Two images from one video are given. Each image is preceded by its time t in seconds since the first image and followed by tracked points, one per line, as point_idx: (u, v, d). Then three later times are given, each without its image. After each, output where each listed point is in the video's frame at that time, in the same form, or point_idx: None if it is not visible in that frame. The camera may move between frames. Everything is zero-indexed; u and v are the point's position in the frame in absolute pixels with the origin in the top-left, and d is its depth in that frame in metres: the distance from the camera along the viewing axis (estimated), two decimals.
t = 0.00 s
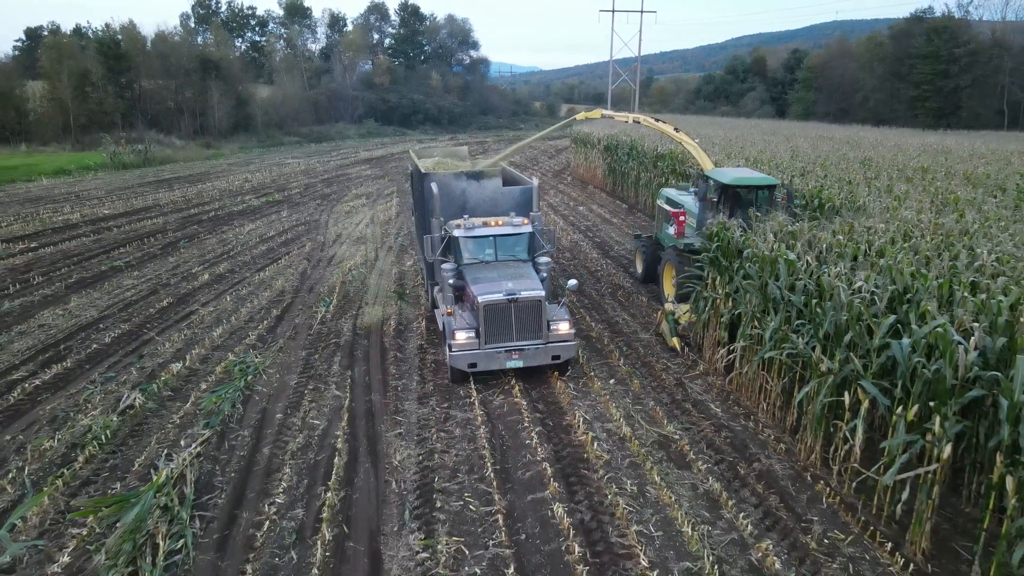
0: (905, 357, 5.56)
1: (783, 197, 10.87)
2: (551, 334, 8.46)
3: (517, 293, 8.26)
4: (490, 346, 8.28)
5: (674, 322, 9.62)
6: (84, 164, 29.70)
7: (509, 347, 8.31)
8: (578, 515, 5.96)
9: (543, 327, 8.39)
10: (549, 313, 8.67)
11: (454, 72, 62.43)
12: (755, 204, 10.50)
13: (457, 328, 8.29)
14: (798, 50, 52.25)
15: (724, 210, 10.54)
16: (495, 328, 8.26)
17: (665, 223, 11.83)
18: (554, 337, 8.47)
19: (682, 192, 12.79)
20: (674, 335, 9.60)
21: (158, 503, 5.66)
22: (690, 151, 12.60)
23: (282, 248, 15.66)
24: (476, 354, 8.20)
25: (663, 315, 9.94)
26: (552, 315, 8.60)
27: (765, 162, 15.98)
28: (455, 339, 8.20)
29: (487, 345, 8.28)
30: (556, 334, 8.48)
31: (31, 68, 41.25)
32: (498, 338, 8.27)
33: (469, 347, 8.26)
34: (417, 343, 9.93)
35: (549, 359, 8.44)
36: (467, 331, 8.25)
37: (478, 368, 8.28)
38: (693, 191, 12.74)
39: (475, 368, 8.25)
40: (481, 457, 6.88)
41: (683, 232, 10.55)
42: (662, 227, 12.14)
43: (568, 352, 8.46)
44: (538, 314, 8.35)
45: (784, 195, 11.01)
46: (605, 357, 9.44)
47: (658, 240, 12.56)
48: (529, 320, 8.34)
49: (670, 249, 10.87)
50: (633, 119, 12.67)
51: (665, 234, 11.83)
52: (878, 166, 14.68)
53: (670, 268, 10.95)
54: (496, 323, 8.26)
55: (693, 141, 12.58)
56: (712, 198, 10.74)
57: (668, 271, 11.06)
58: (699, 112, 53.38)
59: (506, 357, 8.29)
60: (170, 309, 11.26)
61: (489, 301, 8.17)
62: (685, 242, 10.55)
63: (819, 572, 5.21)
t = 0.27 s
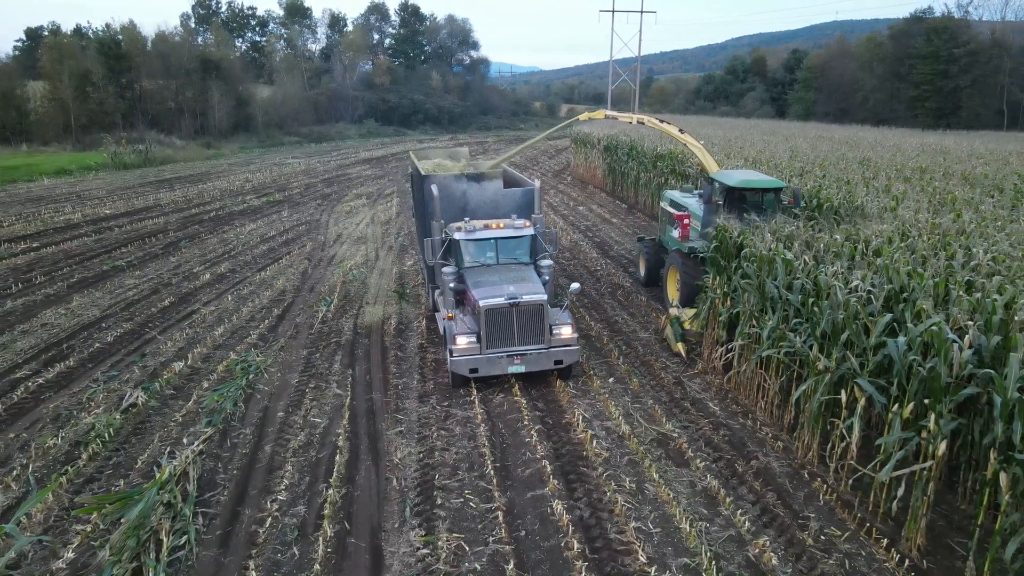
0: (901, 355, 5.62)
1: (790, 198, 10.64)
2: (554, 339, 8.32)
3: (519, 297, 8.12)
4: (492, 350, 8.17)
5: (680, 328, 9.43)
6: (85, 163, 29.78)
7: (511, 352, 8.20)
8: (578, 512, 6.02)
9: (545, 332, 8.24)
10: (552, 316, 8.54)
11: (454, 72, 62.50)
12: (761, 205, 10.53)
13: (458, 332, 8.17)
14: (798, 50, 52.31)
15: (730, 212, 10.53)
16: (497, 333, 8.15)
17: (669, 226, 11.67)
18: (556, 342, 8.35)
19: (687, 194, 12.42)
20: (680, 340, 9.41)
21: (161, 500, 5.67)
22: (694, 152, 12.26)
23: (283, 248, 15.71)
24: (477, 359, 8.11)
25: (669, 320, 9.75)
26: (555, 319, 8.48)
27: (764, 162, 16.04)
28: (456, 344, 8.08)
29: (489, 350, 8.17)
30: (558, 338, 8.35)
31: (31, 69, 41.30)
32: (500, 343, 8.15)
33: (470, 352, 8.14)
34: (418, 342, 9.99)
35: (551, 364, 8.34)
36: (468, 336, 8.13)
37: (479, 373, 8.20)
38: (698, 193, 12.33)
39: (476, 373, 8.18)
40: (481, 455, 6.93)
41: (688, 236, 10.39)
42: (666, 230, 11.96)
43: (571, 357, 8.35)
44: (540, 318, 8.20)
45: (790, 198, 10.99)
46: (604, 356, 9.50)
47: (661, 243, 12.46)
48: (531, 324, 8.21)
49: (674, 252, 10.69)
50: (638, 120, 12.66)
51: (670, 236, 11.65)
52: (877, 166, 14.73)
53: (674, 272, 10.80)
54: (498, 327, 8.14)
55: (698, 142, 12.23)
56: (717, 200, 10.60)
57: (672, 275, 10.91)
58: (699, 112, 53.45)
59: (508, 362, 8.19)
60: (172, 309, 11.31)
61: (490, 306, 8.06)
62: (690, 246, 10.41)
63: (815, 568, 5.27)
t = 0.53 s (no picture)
0: (899, 355, 5.64)
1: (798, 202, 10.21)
2: (556, 344, 8.21)
3: (521, 302, 8.01)
4: (493, 357, 8.02)
5: (685, 334, 9.22)
6: (86, 164, 29.79)
7: (513, 359, 8.05)
8: (577, 511, 6.04)
9: (547, 337, 8.14)
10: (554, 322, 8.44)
11: (454, 72, 62.53)
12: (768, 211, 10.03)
13: (459, 339, 8.02)
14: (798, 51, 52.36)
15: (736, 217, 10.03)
16: (498, 339, 8.02)
17: (674, 229, 11.37)
18: (559, 347, 8.23)
19: (691, 197, 12.12)
20: (685, 348, 9.18)
21: (163, 499, 5.68)
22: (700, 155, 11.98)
23: (283, 248, 15.74)
24: (478, 365, 7.93)
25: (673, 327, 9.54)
26: (557, 324, 8.38)
27: (763, 162, 16.06)
28: (456, 350, 7.93)
29: (490, 356, 8.02)
30: (561, 344, 8.23)
31: (31, 69, 41.29)
32: (501, 349, 8.01)
33: (471, 359, 7.99)
34: (418, 342, 10.01)
35: (554, 370, 8.20)
36: (469, 342, 7.97)
37: (480, 380, 8.01)
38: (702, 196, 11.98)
39: (478, 380, 7.98)
40: (481, 454, 6.95)
41: (693, 240, 10.17)
42: (670, 232, 11.65)
43: (574, 363, 8.21)
44: (542, 323, 8.10)
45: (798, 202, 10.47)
46: (604, 356, 9.52)
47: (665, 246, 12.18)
48: (532, 330, 8.10)
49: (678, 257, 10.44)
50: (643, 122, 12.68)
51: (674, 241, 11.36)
52: (876, 166, 14.75)
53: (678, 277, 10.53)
54: (499, 333, 8.01)
55: (703, 145, 11.93)
56: (723, 204, 10.18)
57: (677, 279, 10.65)
58: (699, 112, 53.48)
59: (510, 368, 8.03)
60: (173, 309, 11.33)
61: (491, 311, 7.93)
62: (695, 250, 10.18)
63: (814, 567, 5.29)
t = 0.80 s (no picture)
0: (899, 355, 5.65)
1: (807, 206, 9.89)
2: (559, 351, 7.99)
3: (522, 309, 7.81)
4: (494, 364, 7.82)
5: (693, 341, 8.97)
6: (86, 164, 29.78)
7: (514, 366, 7.85)
8: (577, 511, 6.05)
9: (550, 344, 7.92)
10: (557, 328, 8.23)
11: (454, 72, 62.54)
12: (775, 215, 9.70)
13: (459, 345, 7.82)
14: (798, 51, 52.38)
15: (743, 221, 9.67)
16: (499, 346, 7.81)
17: (678, 233, 11.13)
18: (562, 354, 8.01)
19: (696, 199, 11.64)
20: (693, 355, 8.91)
21: (164, 499, 5.68)
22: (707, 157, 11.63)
23: (283, 247, 15.75)
24: (478, 373, 7.74)
25: (680, 335, 9.29)
26: (560, 330, 8.17)
27: (763, 162, 16.07)
28: (456, 357, 7.72)
29: (491, 364, 7.82)
30: (564, 350, 8.01)
31: (31, 69, 41.28)
32: (502, 356, 7.81)
33: (471, 366, 7.79)
34: (418, 342, 10.02)
35: (557, 377, 7.99)
36: (469, 349, 7.77)
37: (481, 388, 7.83)
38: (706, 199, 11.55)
39: (478, 388, 7.81)
40: (481, 454, 6.96)
41: (699, 244, 9.87)
42: (675, 236, 11.38)
43: (577, 370, 8.00)
44: (544, 330, 7.89)
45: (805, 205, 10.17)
46: (604, 356, 9.53)
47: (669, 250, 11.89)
48: (534, 337, 7.89)
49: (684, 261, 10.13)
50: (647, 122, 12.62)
51: (679, 244, 11.06)
52: (876, 167, 14.76)
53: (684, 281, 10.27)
54: (500, 339, 7.80)
55: (711, 147, 11.57)
56: (730, 207, 9.83)
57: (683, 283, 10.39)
58: (699, 112, 53.49)
59: (511, 376, 7.83)
60: (173, 309, 11.34)
61: (492, 318, 7.71)
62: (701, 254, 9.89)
63: (814, 567, 5.30)
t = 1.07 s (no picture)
0: (900, 355, 5.64)
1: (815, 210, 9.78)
2: (563, 358, 7.73)
3: (526, 315, 7.57)
4: (496, 372, 7.59)
5: (701, 348, 8.67)
6: (86, 164, 29.78)
7: (517, 374, 7.61)
8: (578, 511, 6.04)
9: (554, 350, 7.67)
10: (561, 334, 7.96)
11: (454, 72, 62.55)
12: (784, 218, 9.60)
13: (460, 352, 7.62)
14: (797, 50, 52.38)
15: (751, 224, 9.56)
16: (502, 353, 7.59)
17: (683, 236, 11.01)
18: (566, 362, 7.75)
19: (700, 200, 11.55)
20: (702, 362, 8.63)
21: (164, 499, 5.68)
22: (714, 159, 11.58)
23: (284, 247, 15.75)
24: (480, 381, 7.52)
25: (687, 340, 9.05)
26: (564, 337, 7.90)
27: (763, 161, 16.07)
28: (458, 365, 7.53)
29: (493, 371, 7.59)
30: (568, 358, 7.75)
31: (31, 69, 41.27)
32: (504, 363, 7.58)
33: (473, 374, 7.57)
34: (418, 342, 10.02)
35: (560, 385, 7.72)
36: (471, 356, 7.57)
37: (483, 397, 7.61)
38: (711, 200, 11.47)
39: (480, 397, 7.59)
40: (481, 454, 6.96)
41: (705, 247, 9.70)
42: (679, 239, 11.24)
43: (582, 378, 7.73)
44: (548, 336, 7.64)
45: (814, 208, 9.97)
46: (604, 356, 9.53)
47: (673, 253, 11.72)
48: (538, 344, 7.65)
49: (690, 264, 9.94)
50: (652, 125, 12.57)
51: (684, 249, 10.89)
52: (876, 166, 14.76)
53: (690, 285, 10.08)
54: (503, 346, 7.58)
55: (717, 149, 11.48)
56: (737, 210, 9.67)
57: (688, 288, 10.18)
58: (699, 112, 53.50)
59: (514, 385, 7.59)
60: (173, 309, 11.34)
61: (494, 324, 7.50)
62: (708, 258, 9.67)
63: (815, 567, 5.30)
